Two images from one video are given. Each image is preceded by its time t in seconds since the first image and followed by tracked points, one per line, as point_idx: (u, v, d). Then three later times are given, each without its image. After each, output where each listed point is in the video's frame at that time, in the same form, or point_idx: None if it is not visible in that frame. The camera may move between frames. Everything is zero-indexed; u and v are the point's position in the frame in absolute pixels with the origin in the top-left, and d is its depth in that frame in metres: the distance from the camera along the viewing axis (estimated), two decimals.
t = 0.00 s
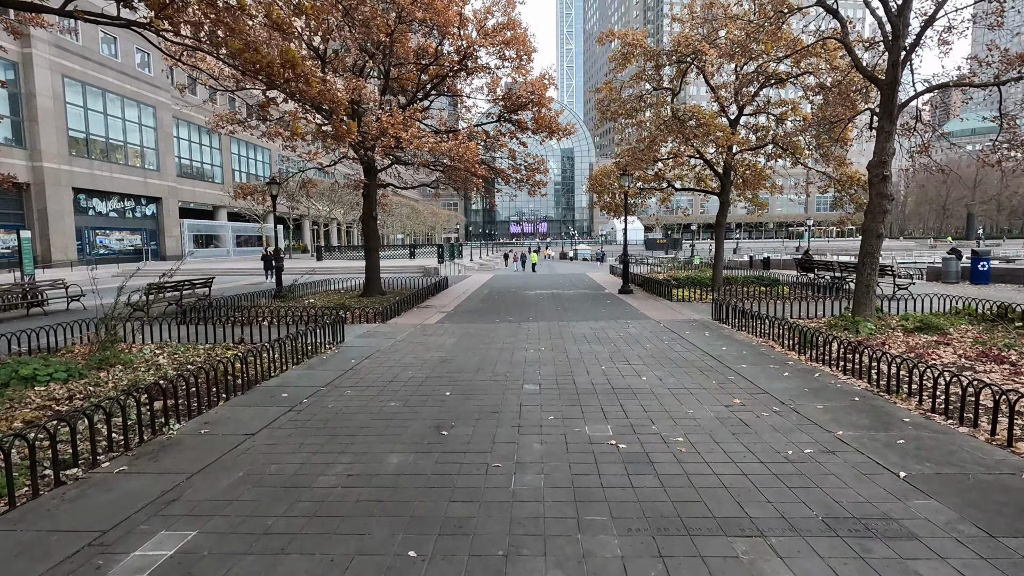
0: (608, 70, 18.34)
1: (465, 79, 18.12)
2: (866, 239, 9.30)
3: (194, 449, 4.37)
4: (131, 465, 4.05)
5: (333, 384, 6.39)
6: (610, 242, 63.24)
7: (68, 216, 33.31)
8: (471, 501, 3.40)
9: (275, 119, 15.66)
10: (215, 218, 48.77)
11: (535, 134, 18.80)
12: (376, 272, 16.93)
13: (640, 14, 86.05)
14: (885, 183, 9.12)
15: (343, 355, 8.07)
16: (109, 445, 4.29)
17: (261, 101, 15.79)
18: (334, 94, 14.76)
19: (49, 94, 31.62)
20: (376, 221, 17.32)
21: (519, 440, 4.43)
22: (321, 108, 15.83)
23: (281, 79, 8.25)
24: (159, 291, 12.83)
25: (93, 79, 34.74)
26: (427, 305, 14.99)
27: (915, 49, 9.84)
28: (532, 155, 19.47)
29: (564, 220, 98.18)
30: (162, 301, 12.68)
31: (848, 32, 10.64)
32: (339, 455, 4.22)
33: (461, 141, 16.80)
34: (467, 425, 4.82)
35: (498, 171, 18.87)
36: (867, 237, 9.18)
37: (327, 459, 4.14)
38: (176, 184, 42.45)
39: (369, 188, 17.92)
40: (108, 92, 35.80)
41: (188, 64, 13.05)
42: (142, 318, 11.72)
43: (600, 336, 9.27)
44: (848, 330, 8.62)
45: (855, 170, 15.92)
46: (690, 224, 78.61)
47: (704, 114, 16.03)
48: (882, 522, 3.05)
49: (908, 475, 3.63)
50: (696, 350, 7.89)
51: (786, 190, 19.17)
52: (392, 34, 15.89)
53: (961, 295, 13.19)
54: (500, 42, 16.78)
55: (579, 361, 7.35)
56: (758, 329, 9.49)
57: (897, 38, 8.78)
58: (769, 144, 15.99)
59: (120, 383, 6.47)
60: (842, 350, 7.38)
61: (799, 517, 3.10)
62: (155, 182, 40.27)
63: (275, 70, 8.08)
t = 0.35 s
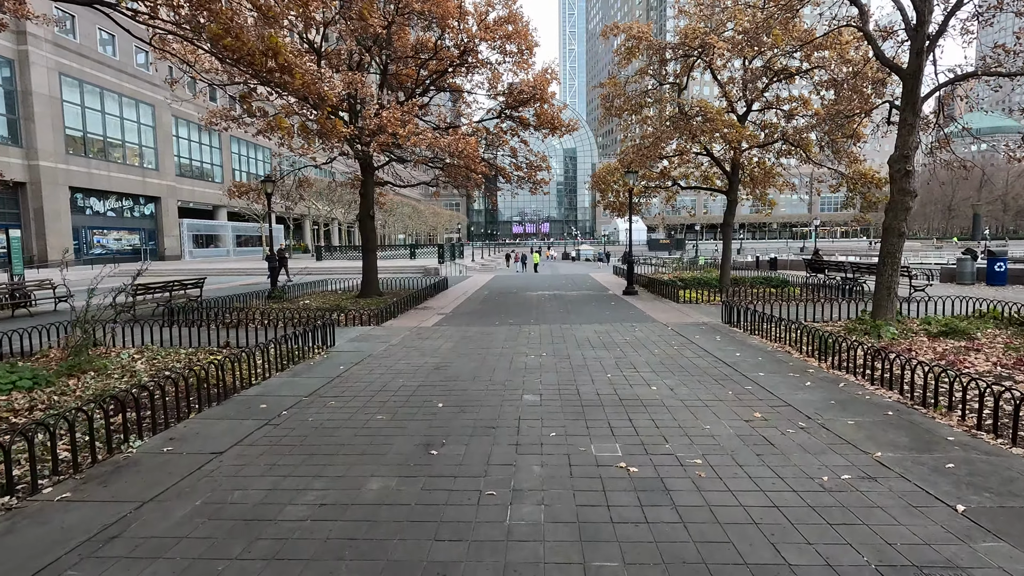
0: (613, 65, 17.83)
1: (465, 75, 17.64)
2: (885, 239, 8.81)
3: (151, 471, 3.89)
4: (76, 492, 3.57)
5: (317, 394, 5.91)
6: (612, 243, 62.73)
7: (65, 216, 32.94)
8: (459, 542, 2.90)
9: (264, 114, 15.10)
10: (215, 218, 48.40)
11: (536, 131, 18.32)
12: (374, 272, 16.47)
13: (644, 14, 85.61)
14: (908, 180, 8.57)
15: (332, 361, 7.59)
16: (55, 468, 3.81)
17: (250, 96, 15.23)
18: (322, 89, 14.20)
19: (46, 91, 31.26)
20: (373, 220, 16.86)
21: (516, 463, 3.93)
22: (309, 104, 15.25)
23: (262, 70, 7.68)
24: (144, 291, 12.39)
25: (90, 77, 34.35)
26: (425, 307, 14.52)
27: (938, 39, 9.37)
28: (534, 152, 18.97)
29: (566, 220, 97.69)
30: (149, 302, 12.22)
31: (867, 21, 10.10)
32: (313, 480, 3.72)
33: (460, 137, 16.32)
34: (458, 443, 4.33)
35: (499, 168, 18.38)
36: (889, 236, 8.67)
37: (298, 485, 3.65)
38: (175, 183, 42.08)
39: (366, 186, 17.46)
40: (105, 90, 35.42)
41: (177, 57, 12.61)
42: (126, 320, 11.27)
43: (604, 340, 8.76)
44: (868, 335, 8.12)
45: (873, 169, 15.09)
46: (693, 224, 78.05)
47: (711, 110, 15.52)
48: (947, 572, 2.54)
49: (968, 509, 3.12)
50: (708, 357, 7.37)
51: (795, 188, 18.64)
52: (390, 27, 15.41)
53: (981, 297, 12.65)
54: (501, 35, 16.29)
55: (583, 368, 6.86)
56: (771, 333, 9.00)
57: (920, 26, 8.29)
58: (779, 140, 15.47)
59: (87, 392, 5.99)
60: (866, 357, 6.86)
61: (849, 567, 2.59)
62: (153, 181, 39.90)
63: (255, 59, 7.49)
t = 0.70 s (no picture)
0: (617, 60, 17.30)
1: (466, 71, 17.14)
2: (908, 241, 8.29)
3: (91, 509, 3.40)
4: None
5: (296, 410, 5.43)
6: (614, 243, 62.20)
7: (61, 216, 32.57)
8: None
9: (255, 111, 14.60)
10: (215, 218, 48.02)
11: (538, 129, 17.82)
12: (370, 274, 16.02)
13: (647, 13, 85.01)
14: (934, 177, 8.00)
15: (318, 371, 7.11)
16: None
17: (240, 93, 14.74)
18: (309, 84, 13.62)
19: (42, 90, 30.86)
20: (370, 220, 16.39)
21: (513, 500, 3.41)
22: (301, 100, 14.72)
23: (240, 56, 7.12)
24: (128, 294, 11.94)
25: (87, 76, 33.95)
26: (422, 310, 14.03)
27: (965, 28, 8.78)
28: (536, 150, 18.46)
29: (568, 220, 97.15)
30: (135, 307, 11.76)
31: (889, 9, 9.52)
32: (274, 523, 3.22)
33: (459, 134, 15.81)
34: (446, 474, 3.83)
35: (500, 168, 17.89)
36: (913, 238, 8.15)
37: (257, 528, 3.15)
38: (174, 183, 41.69)
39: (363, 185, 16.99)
40: (102, 89, 35.00)
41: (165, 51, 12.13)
42: (109, 326, 10.81)
43: (609, 348, 8.25)
44: (892, 344, 7.59)
45: (889, 169, 14.30)
46: (697, 224, 77.49)
47: (719, 107, 15.00)
48: None
49: None
50: (720, 368, 6.87)
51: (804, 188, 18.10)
52: (387, 20, 14.91)
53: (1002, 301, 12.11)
54: (502, 30, 15.74)
55: (586, 380, 6.35)
56: (786, 341, 8.48)
57: (946, 15, 7.70)
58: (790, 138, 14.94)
59: (47, 408, 5.52)
60: (893, 368, 6.33)
61: None
62: (151, 181, 39.51)
63: (232, 43, 6.93)
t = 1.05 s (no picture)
0: (619, 54, 16.79)
1: (462, 65, 16.64)
2: (928, 240, 7.79)
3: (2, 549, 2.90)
4: None
5: (264, 424, 4.93)
6: (615, 243, 61.65)
7: (53, 214, 32.12)
8: None
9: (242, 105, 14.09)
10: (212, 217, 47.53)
11: (537, 124, 17.32)
12: (363, 273, 15.53)
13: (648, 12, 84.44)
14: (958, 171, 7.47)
15: (297, 378, 6.62)
16: None
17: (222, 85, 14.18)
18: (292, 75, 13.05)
19: (34, 86, 30.41)
20: (363, 217, 15.89)
21: (496, 541, 2.90)
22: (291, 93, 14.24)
23: (207, 29, 6.80)
24: (108, 294, 11.43)
25: (81, 72, 33.53)
26: (416, 311, 13.54)
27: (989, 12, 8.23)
28: (535, 146, 17.94)
29: (569, 219, 96.58)
30: (115, 308, 11.27)
31: None
32: (212, 569, 2.72)
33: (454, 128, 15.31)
34: (420, 505, 3.32)
35: (497, 164, 17.39)
36: (934, 236, 7.64)
37: None
38: (170, 181, 41.21)
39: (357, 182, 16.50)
40: (96, 85, 34.60)
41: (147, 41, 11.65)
42: (85, 329, 10.30)
43: (610, 353, 7.74)
44: (912, 350, 7.08)
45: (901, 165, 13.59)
46: (699, 224, 77.00)
47: (723, 101, 14.49)
48: None
49: None
50: (728, 375, 6.36)
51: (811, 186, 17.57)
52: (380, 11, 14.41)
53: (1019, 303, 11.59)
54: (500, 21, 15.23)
55: (586, 390, 5.86)
56: (797, 346, 7.98)
57: None
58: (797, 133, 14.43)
59: None
60: (918, 378, 5.82)
61: None
62: (146, 179, 39.06)
63: (198, 15, 6.62)
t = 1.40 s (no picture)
0: (623, 48, 16.27)
1: (462, 60, 16.15)
2: (957, 241, 7.29)
3: None
4: None
5: (234, 445, 4.41)
6: (617, 244, 61.12)
7: (48, 215, 31.72)
8: None
9: (232, 100, 13.60)
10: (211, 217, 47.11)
11: (539, 121, 16.84)
12: (358, 275, 15.06)
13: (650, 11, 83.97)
14: (991, 167, 6.95)
15: (279, 388, 6.13)
16: None
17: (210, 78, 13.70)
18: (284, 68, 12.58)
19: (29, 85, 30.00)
20: (360, 217, 15.41)
21: None
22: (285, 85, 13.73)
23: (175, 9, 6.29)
24: (90, 296, 10.93)
25: (77, 71, 33.14)
26: (413, 314, 13.02)
27: None
28: (537, 144, 17.40)
29: (571, 220, 96.01)
30: (97, 311, 10.79)
31: None
32: None
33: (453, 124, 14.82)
34: (400, 553, 2.81)
35: (498, 163, 16.89)
36: (965, 236, 7.11)
37: None
38: (167, 181, 40.78)
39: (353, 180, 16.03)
40: (94, 85, 34.21)
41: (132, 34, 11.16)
42: (63, 333, 9.81)
43: (616, 362, 7.22)
44: (942, 359, 6.58)
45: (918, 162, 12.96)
46: (702, 225, 76.44)
47: (732, 96, 13.96)
48: None
49: None
50: (746, 387, 5.84)
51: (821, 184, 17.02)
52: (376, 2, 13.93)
53: None
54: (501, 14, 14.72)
55: (591, 403, 5.36)
56: (816, 354, 7.48)
57: None
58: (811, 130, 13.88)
59: None
60: (956, 391, 5.29)
61: None
62: (144, 179, 38.65)
63: None
